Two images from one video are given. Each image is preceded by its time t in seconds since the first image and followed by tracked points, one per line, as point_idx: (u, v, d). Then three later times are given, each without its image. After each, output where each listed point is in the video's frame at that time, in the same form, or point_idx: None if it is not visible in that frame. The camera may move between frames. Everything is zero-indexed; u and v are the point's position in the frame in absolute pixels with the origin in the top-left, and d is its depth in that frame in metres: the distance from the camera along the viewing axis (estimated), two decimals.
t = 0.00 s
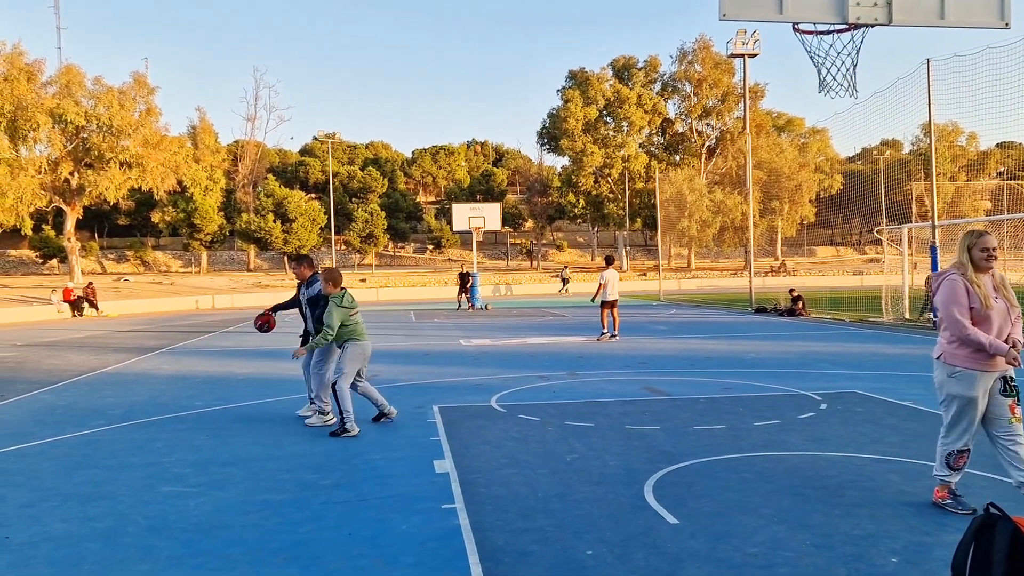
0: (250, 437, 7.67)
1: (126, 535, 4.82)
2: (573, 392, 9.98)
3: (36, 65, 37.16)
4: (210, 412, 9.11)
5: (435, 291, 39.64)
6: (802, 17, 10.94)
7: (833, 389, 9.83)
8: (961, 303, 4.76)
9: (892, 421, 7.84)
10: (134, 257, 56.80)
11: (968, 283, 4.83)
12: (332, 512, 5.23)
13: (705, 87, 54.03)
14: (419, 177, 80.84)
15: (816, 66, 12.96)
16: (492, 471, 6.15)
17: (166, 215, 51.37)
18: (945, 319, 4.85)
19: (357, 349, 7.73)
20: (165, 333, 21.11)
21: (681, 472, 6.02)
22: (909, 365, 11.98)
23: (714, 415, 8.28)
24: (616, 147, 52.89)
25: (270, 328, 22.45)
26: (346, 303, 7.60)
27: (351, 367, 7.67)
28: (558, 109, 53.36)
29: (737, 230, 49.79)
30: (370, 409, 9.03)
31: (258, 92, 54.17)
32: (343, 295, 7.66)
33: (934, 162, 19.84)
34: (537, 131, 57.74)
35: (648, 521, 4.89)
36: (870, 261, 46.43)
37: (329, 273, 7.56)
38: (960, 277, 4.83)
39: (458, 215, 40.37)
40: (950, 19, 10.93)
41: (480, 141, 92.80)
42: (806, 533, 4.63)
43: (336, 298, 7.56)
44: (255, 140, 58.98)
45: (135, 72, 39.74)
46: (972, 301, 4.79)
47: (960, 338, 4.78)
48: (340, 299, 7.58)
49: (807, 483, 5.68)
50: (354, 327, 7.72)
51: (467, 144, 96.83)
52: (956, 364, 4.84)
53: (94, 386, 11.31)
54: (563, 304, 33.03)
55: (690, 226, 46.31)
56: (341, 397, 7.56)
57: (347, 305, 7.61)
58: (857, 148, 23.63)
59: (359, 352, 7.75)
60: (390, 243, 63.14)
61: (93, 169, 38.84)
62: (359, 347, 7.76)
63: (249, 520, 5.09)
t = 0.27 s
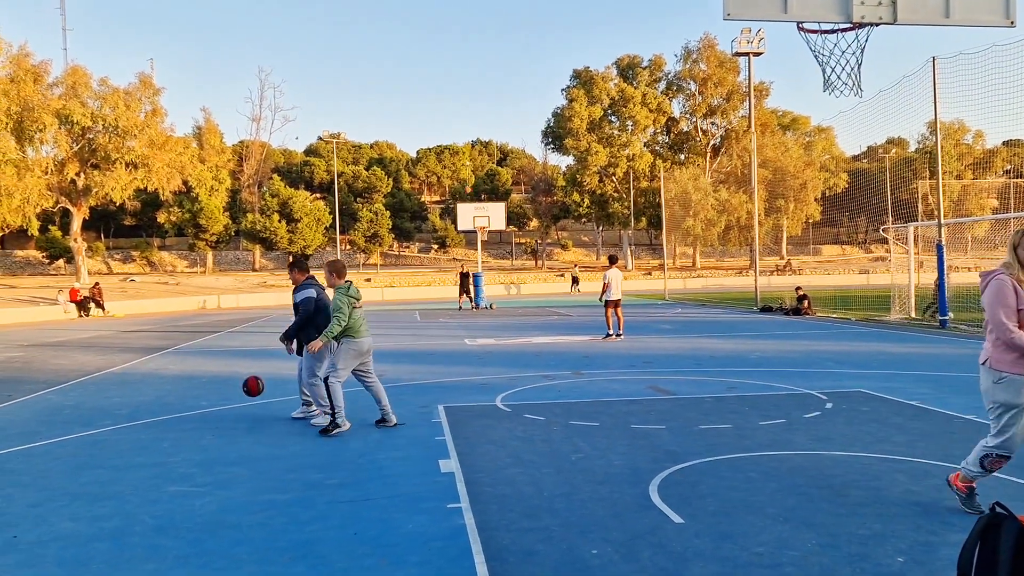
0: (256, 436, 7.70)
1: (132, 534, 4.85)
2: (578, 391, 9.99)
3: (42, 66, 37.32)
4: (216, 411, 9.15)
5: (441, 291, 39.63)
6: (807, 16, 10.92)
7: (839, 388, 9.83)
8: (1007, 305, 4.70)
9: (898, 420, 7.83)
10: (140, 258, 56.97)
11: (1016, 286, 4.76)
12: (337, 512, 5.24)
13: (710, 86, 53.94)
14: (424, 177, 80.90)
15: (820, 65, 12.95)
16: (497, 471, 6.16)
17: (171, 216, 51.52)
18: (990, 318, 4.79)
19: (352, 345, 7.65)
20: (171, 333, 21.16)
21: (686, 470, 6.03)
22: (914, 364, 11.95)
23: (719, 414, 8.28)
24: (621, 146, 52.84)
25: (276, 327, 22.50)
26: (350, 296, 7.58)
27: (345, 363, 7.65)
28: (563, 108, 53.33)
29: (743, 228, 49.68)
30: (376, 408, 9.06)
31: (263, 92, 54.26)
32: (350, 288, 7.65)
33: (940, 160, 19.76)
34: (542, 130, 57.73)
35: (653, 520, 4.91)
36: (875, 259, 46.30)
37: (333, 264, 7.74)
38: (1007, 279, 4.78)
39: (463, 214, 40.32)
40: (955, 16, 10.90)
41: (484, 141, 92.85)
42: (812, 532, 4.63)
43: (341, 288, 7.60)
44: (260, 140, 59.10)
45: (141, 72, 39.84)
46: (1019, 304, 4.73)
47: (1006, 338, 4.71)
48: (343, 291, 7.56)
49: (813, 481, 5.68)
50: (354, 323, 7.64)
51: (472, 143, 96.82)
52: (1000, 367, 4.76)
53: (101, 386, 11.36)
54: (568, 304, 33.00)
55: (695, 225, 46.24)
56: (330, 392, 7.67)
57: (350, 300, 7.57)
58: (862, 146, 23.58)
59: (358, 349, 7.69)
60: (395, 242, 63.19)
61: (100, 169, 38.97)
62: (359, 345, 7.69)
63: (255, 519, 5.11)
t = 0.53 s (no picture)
0: (264, 435, 7.71)
1: (141, 532, 4.87)
2: (585, 391, 10.00)
3: (51, 66, 37.48)
4: (224, 410, 9.18)
5: (447, 290, 39.63)
6: (816, 15, 10.86)
7: (846, 387, 9.81)
8: None
9: (906, 419, 7.81)
10: (148, 257, 57.16)
11: None
12: (345, 510, 5.25)
13: (717, 85, 53.83)
14: (430, 176, 80.96)
15: (828, 64, 12.91)
16: (505, 470, 6.17)
17: (179, 215, 51.69)
18: None
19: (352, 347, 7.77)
20: (179, 332, 21.23)
21: (693, 470, 6.02)
22: (922, 364, 11.92)
23: (726, 414, 8.27)
24: (628, 145, 52.78)
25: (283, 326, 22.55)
26: (343, 299, 7.69)
27: (346, 366, 7.74)
28: (570, 107, 53.30)
29: (750, 227, 49.56)
30: (384, 407, 9.09)
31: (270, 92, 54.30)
32: (349, 292, 7.75)
33: (949, 159, 19.66)
34: (548, 129, 57.72)
35: (660, 519, 4.90)
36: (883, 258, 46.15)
37: (341, 265, 7.81)
38: None
39: (470, 213, 40.29)
40: (964, 14, 10.86)
41: (491, 140, 92.89)
42: (820, 532, 4.62)
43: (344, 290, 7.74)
44: (267, 139, 59.24)
45: (148, 72, 39.95)
46: None
47: None
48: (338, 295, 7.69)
49: (821, 481, 5.67)
50: (350, 326, 7.76)
51: (478, 143, 96.86)
52: None
53: (110, 385, 11.42)
54: (575, 303, 32.99)
55: (702, 224, 46.17)
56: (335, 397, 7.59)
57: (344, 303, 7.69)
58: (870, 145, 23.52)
59: (358, 351, 7.80)
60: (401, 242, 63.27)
61: (108, 169, 39.11)
62: (358, 346, 7.79)
63: (263, 518, 5.12)
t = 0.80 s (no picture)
0: (274, 434, 7.74)
1: (151, 531, 4.89)
2: (594, 390, 9.99)
3: (61, 67, 37.70)
4: (233, 410, 9.21)
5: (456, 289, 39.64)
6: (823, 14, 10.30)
7: (857, 387, 9.76)
8: None
9: (917, 419, 7.77)
10: (157, 257, 57.42)
11: None
12: (354, 510, 5.26)
13: (725, 83, 53.73)
14: (439, 176, 81.07)
15: (838, 62, 12.86)
16: (513, 469, 6.17)
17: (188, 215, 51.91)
18: None
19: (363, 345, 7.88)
20: (189, 331, 21.31)
21: (702, 469, 6.01)
22: (932, 363, 11.86)
23: (735, 413, 8.25)
24: (636, 144, 52.74)
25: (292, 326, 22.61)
26: (360, 296, 7.84)
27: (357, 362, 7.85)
28: (578, 107, 53.23)
29: (758, 227, 49.38)
30: (393, 407, 9.11)
31: (279, 92, 54.39)
32: (366, 289, 7.87)
33: (959, 157, 19.54)
34: (556, 128, 57.70)
35: (669, 519, 4.89)
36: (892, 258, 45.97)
37: (363, 261, 7.91)
38: None
39: (478, 213, 40.26)
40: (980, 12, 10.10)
41: (499, 140, 92.94)
42: (829, 532, 4.60)
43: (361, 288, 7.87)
44: (275, 139, 59.40)
45: (158, 73, 40.12)
46: None
47: None
48: (356, 291, 7.85)
49: (830, 481, 5.65)
50: (363, 322, 7.87)
51: (486, 143, 96.84)
52: None
53: (120, 384, 11.48)
54: (583, 302, 32.98)
55: (711, 223, 46.13)
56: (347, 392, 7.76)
57: (358, 300, 7.83)
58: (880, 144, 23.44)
59: (367, 349, 7.88)
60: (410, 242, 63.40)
61: (117, 170, 39.28)
62: (369, 344, 7.88)
63: (272, 517, 5.14)
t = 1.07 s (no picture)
0: (279, 434, 7.75)
1: (156, 530, 4.90)
2: (599, 390, 9.98)
3: (67, 68, 37.82)
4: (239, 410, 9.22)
5: (461, 289, 39.62)
6: (829, 10, 10.25)
7: (863, 386, 9.73)
8: None
9: (923, 418, 7.74)
10: (163, 257, 57.53)
11: None
12: (359, 509, 5.26)
13: (731, 82, 53.60)
14: (444, 176, 81.11)
15: (843, 59, 12.82)
16: (518, 468, 6.16)
17: (194, 216, 52.02)
18: None
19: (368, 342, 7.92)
20: (194, 331, 21.34)
21: (707, 468, 6.00)
22: (939, 362, 11.82)
23: (741, 412, 8.23)
24: (641, 144, 52.66)
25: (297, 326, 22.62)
26: (366, 293, 7.85)
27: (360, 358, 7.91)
28: (583, 106, 53.17)
29: (764, 226, 49.26)
30: (398, 406, 9.12)
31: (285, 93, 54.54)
32: (371, 286, 7.90)
33: (966, 155, 19.39)
34: (561, 128, 57.67)
35: (675, 518, 4.88)
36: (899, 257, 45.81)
37: (364, 259, 7.93)
38: None
39: (483, 212, 40.20)
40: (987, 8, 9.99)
41: (504, 140, 92.93)
42: (835, 531, 4.59)
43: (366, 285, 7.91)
44: (281, 140, 59.47)
45: (163, 73, 40.22)
46: None
47: None
48: (361, 289, 7.85)
49: (836, 480, 5.63)
50: (368, 320, 7.91)
51: (491, 143, 96.78)
52: None
53: (125, 384, 11.50)
54: (588, 302, 32.92)
55: (716, 223, 46.04)
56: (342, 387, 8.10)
57: (363, 298, 7.84)
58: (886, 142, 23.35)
59: (371, 345, 7.92)
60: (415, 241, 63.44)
61: (123, 170, 39.36)
62: (375, 342, 7.94)
63: (277, 516, 5.14)
